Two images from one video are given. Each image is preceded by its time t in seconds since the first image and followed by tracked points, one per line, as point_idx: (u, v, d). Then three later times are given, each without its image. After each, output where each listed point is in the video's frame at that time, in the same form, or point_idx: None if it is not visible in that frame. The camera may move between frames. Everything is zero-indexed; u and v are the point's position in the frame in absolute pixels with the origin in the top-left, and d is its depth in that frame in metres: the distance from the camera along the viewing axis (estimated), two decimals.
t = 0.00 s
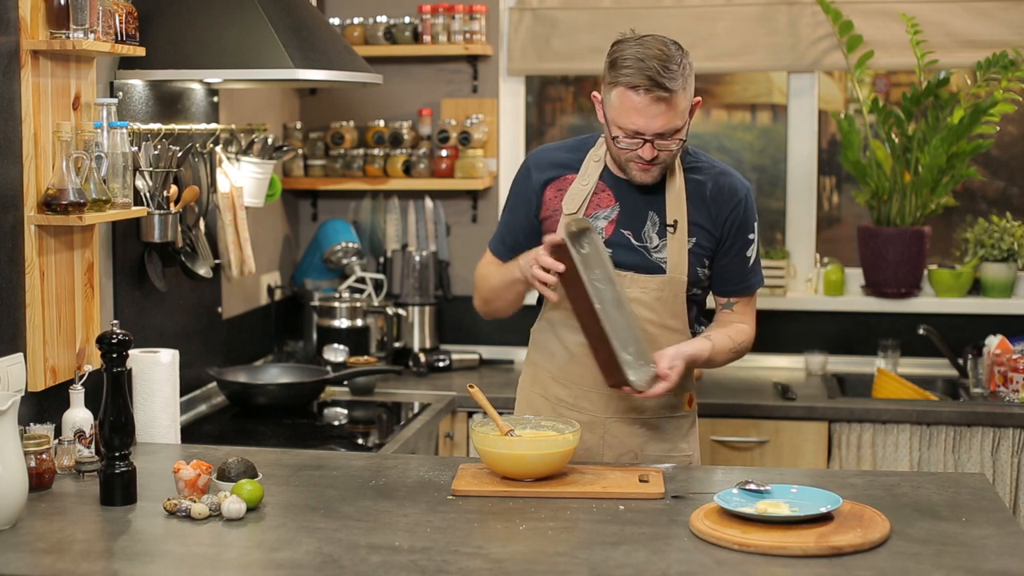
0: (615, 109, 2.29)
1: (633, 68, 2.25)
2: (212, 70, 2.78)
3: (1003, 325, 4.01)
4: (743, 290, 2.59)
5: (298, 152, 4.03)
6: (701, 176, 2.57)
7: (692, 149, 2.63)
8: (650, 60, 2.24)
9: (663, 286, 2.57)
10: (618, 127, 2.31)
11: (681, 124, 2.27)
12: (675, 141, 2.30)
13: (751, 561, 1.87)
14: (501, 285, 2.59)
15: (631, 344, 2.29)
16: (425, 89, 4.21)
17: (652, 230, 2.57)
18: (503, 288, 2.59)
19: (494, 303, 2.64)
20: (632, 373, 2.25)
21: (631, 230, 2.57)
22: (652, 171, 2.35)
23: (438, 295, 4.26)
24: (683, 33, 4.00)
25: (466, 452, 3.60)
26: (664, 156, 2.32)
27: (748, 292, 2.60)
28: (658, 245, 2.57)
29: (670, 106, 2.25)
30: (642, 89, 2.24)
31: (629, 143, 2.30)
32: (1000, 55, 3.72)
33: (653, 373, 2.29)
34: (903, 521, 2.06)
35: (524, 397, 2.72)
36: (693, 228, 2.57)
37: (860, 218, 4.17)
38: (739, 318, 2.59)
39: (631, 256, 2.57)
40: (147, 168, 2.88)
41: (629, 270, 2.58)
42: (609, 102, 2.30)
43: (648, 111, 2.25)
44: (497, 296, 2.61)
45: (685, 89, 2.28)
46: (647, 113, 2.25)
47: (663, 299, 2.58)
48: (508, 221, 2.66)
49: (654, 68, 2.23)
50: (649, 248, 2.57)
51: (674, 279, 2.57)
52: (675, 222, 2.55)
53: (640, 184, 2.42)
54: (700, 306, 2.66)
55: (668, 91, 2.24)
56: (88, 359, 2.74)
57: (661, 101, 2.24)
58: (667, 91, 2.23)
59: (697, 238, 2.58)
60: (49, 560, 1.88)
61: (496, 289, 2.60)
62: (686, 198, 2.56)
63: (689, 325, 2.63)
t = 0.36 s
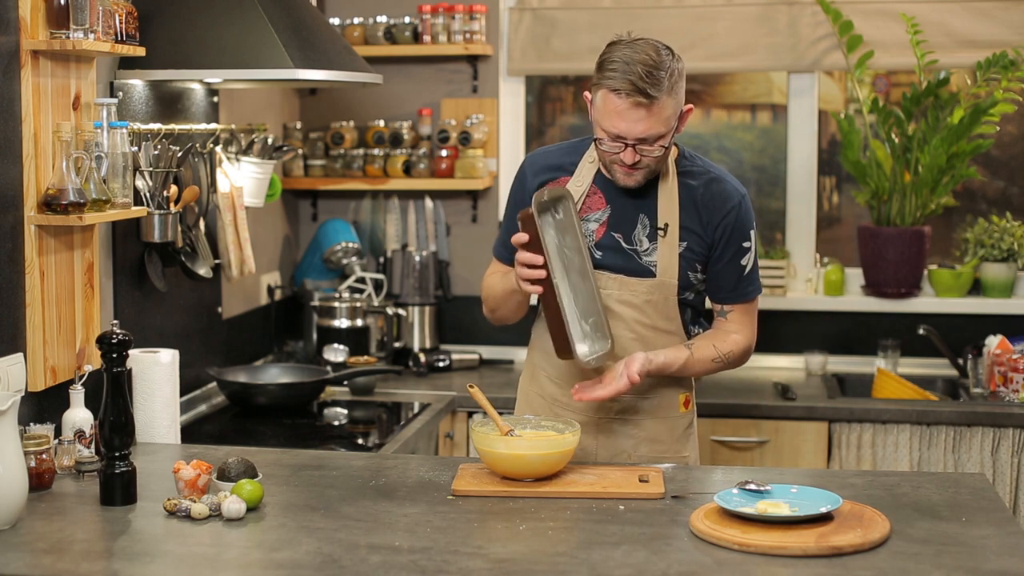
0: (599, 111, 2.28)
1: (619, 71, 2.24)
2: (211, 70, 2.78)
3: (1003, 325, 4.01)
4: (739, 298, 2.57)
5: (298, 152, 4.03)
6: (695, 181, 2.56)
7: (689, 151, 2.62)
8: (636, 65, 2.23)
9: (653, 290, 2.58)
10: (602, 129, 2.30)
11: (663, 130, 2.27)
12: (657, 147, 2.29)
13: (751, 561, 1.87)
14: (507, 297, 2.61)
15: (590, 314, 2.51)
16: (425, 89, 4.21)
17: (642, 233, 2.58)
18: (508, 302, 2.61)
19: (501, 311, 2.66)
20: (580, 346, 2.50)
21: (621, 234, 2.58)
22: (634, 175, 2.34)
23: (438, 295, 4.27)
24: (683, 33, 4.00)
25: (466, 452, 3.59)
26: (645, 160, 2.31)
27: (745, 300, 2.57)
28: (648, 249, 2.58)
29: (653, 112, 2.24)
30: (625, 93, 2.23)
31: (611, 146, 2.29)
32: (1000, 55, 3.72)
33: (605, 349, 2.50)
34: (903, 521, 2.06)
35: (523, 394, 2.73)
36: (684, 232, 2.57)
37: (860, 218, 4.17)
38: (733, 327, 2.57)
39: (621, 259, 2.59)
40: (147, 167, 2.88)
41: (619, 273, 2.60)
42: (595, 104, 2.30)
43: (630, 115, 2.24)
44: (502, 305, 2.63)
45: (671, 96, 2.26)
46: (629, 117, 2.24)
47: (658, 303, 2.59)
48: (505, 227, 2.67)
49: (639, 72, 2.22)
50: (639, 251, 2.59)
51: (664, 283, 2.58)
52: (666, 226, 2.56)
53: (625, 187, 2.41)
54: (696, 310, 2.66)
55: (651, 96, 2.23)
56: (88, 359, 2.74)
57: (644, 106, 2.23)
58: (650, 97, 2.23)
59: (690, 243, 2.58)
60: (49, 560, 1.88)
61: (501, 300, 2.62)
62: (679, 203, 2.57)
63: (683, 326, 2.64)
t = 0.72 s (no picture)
0: (598, 118, 2.28)
1: (617, 79, 2.24)
2: (212, 70, 2.78)
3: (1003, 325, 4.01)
4: (738, 299, 2.57)
5: (298, 152, 4.03)
6: (696, 182, 2.56)
7: (690, 151, 2.62)
8: (634, 72, 2.23)
9: (655, 291, 2.58)
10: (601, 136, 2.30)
11: (662, 137, 2.26)
12: (656, 153, 2.29)
13: (751, 561, 1.87)
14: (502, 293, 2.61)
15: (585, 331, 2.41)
16: (425, 89, 4.21)
17: (643, 235, 2.58)
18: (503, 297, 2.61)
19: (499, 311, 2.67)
20: (576, 365, 2.38)
21: (622, 235, 2.59)
22: (634, 181, 2.35)
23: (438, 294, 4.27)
24: (683, 33, 4.00)
25: (466, 452, 3.59)
26: (645, 166, 2.31)
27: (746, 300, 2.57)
28: (650, 251, 2.59)
29: (651, 119, 2.24)
30: (622, 102, 2.23)
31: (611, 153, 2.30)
32: (1000, 55, 3.72)
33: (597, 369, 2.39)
34: (903, 521, 2.05)
35: (525, 394, 2.73)
36: (685, 233, 2.57)
37: (860, 218, 4.17)
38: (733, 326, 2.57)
39: (622, 261, 2.60)
40: (147, 168, 2.88)
41: (620, 275, 2.60)
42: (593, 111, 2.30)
43: (627, 123, 2.24)
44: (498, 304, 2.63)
45: (669, 102, 2.26)
46: (627, 125, 2.24)
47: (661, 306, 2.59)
48: (506, 227, 2.69)
49: (636, 81, 2.21)
50: (640, 253, 2.59)
51: (665, 284, 2.58)
52: (667, 227, 2.57)
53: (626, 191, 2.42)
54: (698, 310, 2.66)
55: (649, 105, 2.22)
56: (88, 359, 2.74)
57: (641, 114, 2.23)
58: (648, 105, 2.22)
59: (690, 244, 2.58)
60: (49, 560, 1.88)
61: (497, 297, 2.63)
62: (679, 205, 2.57)
63: (685, 327, 2.64)
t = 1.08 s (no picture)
0: (594, 117, 2.28)
1: (611, 77, 2.24)
2: (212, 70, 2.78)
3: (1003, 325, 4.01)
4: (739, 294, 2.55)
5: (298, 152, 4.03)
6: (696, 179, 2.56)
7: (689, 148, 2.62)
8: (628, 68, 2.23)
9: (659, 290, 2.58)
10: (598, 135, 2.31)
11: (658, 132, 2.26)
12: (654, 148, 2.29)
13: (751, 561, 1.87)
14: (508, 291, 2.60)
15: (604, 310, 2.43)
16: (425, 89, 4.21)
17: (645, 234, 2.59)
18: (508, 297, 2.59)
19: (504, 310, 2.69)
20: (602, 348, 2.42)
21: (624, 235, 2.59)
22: (634, 178, 2.34)
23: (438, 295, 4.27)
24: (683, 33, 4.00)
25: (466, 452, 3.59)
26: (644, 162, 2.31)
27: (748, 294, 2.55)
28: (652, 249, 2.59)
29: (647, 115, 2.24)
30: (617, 98, 2.23)
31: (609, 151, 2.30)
32: (1000, 55, 3.72)
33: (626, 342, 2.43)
34: (903, 521, 2.05)
35: (530, 394, 2.74)
36: (687, 231, 2.57)
37: (860, 218, 4.17)
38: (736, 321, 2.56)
39: (625, 261, 2.60)
40: (147, 168, 2.88)
41: (624, 275, 2.61)
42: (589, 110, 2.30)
43: (624, 120, 2.24)
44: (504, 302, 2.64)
45: (665, 96, 2.26)
46: (623, 122, 2.24)
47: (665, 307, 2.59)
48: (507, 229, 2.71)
49: (629, 77, 2.22)
50: (643, 252, 2.59)
51: (669, 282, 2.58)
52: (669, 226, 2.56)
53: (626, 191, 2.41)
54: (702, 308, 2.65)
55: (644, 100, 2.22)
56: (88, 359, 2.74)
57: (637, 110, 2.23)
58: (643, 100, 2.22)
59: (692, 242, 2.58)
60: (49, 560, 1.88)
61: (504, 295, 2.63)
62: (681, 203, 2.56)
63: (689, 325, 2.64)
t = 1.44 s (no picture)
0: (592, 130, 2.28)
1: (605, 89, 2.23)
2: (211, 70, 2.78)
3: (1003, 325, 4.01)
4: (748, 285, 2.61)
5: (298, 153, 4.03)
6: (697, 179, 2.56)
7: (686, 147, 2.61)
8: (620, 79, 2.23)
9: (662, 293, 2.59)
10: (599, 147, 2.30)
11: (658, 138, 2.26)
12: (655, 155, 2.29)
13: (751, 561, 1.87)
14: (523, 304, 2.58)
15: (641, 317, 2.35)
16: (425, 89, 4.21)
17: (647, 238, 2.59)
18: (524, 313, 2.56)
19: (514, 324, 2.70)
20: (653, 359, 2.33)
21: (626, 240, 2.59)
22: (638, 185, 2.34)
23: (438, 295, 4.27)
24: (683, 33, 4.00)
25: (466, 452, 3.59)
26: (647, 170, 2.30)
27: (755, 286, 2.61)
28: (655, 253, 2.59)
29: (645, 123, 2.24)
30: (614, 109, 2.23)
31: (611, 162, 2.30)
32: (1000, 55, 3.72)
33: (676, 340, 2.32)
34: (903, 521, 2.05)
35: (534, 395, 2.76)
36: (690, 233, 2.58)
37: (860, 218, 4.17)
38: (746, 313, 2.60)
39: (629, 266, 2.61)
40: (147, 168, 2.88)
41: (627, 279, 2.62)
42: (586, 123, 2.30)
43: (622, 130, 2.24)
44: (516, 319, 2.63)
45: (661, 101, 2.25)
46: (622, 132, 2.24)
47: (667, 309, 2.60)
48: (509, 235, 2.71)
49: (624, 86, 2.21)
50: (646, 256, 2.60)
51: (673, 285, 2.59)
52: (671, 229, 2.56)
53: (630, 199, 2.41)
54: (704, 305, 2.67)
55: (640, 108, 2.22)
56: (88, 359, 2.74)
57: (635, 119, 2.23)
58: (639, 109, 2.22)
59: (695, 242, 2.58)
60: (49, 560, 1.88)
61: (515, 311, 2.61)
62: (682, 205, 2.56)
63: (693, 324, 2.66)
